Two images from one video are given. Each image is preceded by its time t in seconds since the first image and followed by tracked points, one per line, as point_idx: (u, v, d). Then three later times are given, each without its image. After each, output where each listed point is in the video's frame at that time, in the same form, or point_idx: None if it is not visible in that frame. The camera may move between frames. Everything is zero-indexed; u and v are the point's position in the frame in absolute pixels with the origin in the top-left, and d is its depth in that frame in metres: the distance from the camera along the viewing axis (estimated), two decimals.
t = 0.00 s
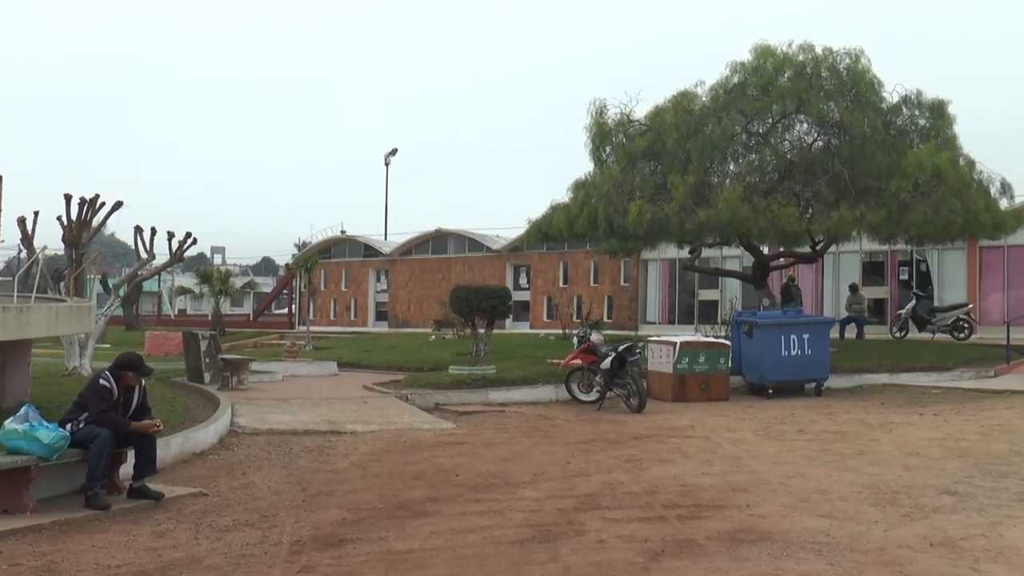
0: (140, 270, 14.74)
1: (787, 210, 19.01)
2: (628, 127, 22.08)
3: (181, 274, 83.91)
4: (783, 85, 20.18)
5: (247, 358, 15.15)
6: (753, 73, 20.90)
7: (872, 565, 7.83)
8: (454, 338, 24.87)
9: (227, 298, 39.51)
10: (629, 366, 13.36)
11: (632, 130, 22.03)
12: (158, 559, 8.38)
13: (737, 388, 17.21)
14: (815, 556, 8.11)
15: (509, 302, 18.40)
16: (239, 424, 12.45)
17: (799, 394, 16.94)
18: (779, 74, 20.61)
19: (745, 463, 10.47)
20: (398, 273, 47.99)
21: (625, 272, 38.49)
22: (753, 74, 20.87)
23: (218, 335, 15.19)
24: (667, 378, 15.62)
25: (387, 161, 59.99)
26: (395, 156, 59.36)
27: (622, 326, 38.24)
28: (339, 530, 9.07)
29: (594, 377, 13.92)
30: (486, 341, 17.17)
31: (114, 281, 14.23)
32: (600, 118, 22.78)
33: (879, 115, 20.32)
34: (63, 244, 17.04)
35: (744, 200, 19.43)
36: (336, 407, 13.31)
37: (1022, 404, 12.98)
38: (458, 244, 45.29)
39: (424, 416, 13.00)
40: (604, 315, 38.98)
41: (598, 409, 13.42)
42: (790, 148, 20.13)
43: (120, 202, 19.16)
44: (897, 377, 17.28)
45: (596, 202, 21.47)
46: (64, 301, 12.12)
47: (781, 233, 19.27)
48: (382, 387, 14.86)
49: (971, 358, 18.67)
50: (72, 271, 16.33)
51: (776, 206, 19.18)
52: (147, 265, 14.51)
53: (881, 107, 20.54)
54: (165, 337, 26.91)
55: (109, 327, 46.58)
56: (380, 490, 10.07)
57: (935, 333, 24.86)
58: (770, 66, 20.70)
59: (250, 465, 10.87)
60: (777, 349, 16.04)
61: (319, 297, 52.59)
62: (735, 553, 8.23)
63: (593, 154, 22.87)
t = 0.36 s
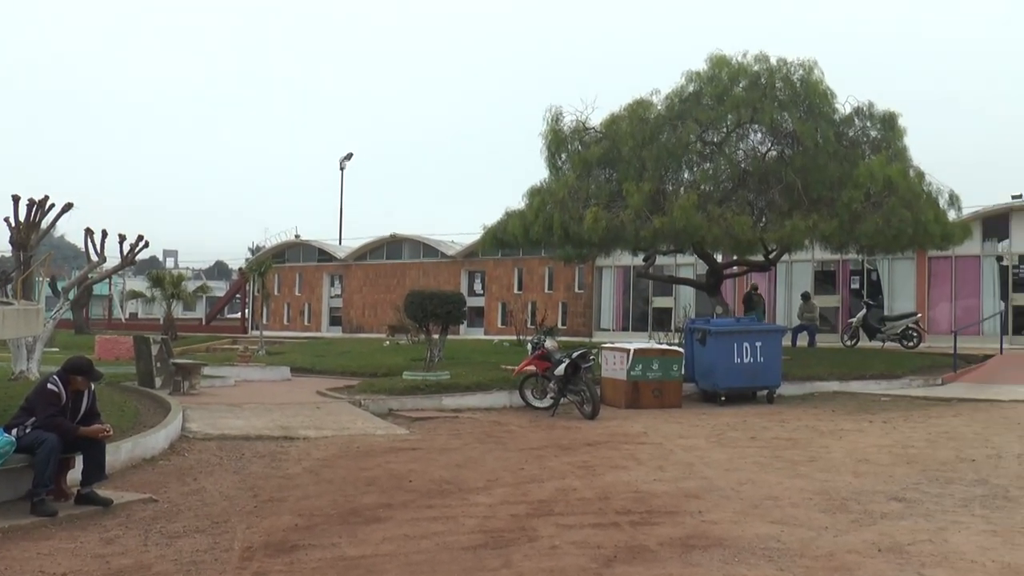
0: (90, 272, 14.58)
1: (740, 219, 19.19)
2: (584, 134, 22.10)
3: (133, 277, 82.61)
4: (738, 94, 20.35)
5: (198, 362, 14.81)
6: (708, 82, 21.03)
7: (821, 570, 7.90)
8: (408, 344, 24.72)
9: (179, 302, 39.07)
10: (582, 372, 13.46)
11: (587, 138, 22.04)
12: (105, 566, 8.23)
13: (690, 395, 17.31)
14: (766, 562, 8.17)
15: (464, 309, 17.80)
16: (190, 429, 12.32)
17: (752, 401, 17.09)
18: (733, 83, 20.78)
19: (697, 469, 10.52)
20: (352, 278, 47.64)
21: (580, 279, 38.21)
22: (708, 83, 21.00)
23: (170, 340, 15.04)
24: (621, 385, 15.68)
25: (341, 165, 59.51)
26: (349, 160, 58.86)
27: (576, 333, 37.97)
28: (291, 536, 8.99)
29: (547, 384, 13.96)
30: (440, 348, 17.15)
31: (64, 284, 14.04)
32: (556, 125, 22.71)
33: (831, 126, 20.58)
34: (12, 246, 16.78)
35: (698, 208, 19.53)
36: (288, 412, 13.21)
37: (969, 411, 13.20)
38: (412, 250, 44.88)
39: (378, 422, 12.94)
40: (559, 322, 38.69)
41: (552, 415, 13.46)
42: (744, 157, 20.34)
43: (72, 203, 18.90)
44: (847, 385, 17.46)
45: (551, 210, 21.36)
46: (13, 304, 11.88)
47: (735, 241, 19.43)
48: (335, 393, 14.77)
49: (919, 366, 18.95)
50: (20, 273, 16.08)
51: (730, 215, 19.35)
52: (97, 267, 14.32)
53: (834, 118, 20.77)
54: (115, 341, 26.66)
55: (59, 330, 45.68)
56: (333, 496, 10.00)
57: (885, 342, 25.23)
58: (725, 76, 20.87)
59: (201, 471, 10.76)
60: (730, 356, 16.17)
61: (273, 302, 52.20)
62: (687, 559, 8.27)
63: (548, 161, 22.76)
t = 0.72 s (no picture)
0: (41, 273, 14.36)
1: (696, 224, 19.32)
2: (541, 138, 22.08)
3: (86, 279, 81.05)
4: (695, 100, 20.38)
5: (152, 365, 14.76)
6: (665, 88, 21.07)
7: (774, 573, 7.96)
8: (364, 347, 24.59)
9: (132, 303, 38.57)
10: (538, 376, 13.57)
11: (544, 142, 22.03)
12: (54, 571, 8.07)
13: (645, 399, 17.36)
14: (719, 565, 8.23)
15: (420, 312, 17.83)
16: (143, 432, 12.18)
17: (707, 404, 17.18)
18: (690, 89, 20.81)
19: (651, 473, 10.55)
20: (308, 281, 46.44)
21: (536, 283, 38.03)
22: (666, 89, 21.06)
23: (122, 342, 14.85)
24: (577, 389, 15.72)
25: (298, 166, 58.79)
26: (305, 161, 58.11)
27: (533, 337, 37.62)
28: (245, 541, 8.90)
29: (503, 388, 13.98)
30: (396, 351, 17.11)
31: (14, 285, 13.82)
32: (513, 128, 22.63)
33: (786, 133, 20.83)
34: None
35: (654, 213, 19.59)
36: (243, 415, 13.10)
37: (920, 415, 13.37)
38: (369, 252, 44.14)
39: (333, 425, 12.86)
40: (515, 326, 38.49)
41: (508, 419, 13.50)
42: (700, 162, 20.50)
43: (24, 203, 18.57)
44: (800, 390, 17.60)
45: (508, 214, 21.22)
46: None
47: (690, 246, 19.58)
48: (290, 396, 14.69)
49: (870, 371, 19.17)
50: None
51: (686, 220, 19.46)
52: (49, 268, 14.12)
53: (789, 125, 21.09)
54: (65, 343, 26.29)
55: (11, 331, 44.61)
56: (287, 500, 9.93)
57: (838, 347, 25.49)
58: (682, 81, 20.91)
59: (153, 475, 10.64)
60: (686, 360, 16.24)
61: (228, 304, 50.14)
62: (641, 563, 8.30)
63: (505, 165, 22.64)
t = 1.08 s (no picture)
0: None
1: (654, 225, 19.33)
2: (499, 140, 21.94)
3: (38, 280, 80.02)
4: (653, 102, 20.36)
5: (107, 366, 14.65)
6: (624, 90, 20.98)
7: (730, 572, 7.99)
8: (322, 348, 24.54)
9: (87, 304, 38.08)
10: (496, 377, 13.55)
11: (503, 143, 21.88)
12: None
13: (603, 401, 17.44)
14: (675, 565, 8.26)
15: (378, 314, 17.73)
16: (97, 434, 12.05)
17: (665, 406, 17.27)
18: (648, 91, 20.76)
19: (609, 474, 10.57)
20: (265, 282, 45.00)
21: (495, 284, 37.57)
22: (624, 91, 20.95)
23: (76, 343, 14.67)
24: (535, 390, 15.73)
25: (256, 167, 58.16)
26: (265, 162, 57.43)
27: (491, 338, 37.15)
28: (200, 543, 8.79)
29: (461, 389, 13.96)
30: (353, 352, 17.09)
31: None
32: (471, 129, 22.51)
33: (743, 135, 20.85)
34: None
35: (613, 214, 19.57)
36: (199, 417, 12.98)
37: (875, 416, 13.53)
38: (326, 253, 43.20)
39: (290, 427, 12.78)
40: (473, 327, 37.97)
41: (465, 420, 13.50)
42: (659, 164, 20.49)
43: None
44: (757, 391, 17.73)
45: (466, 215, 21.10)
46: None
47: (648, 248, 19.60)
48: (248, 397, 14.62)
49: (826, 372, 19.35)
50: None
51: (644, 222, 19.46)
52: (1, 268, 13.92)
53: (746, 127, 21.09)
54: (17, 345, 25.99)
55: None
56: (243, 502, 9.85)
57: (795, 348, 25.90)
58: (640, 84, 20.82)
59: (107, 477, 10.51)
60: (643, 362, 16.29)
61: (184, 305, 48.38)
62: (598, 563, 8.32)
63: (463, 166, 22.48)
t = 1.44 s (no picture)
0: None
1: (615, 226, 19.38)
2: (461, 140, 21.91)
3: None
4: (615, 103, 20.41)
5: (63, 367, 14.59)
6: (585, 91, 21.00)
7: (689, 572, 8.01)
8: (282, 348, 24.46)
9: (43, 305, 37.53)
10: (457, 378, 13.54)
11: (465, 143, 21.85)
12: None
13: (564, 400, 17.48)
14: (635, 565, 8.27)
15: (338, 314, 17.66)
16: (52, 435, 11.91)
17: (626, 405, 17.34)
18: (610, 92, 20.79)
19: (569, 474, 10.59)
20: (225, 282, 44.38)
21: (456, 285, 37.38)
22: (585, 92, 20.98)
23: (32, 343, 14.51)
24: (496, 390, 15.73)
25: (216, 166, 57.59)
26: (226, 160, 57.03)
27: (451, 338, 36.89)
28: (158, 546, 8.67)
29: (422, 390, 13.94)
30: (314, 353, 17.03)
31: None
32: (433, 129, 22.45)
33: (703, 137, 20.99)
34: None
35: (574, 215, 19.59)
36: (157, 418, 12.86)
37: (833, 416, 13.66)
38: (287, 253, 42.61)
39: (249, 428, 12.70)
40: (434, 327, 37.85)
41: (426, 420, 13.51)
42: (620, 165, 20.51)
43: None
44: (717, 391, 17.83)
45: (427, 215, 21.05)
46: None
47: (609, 248, 19.66)
48: (207, 397, 14.54)
49: (785, 372, 19.50)
50: None
51: (605, 222, 19.50)
52: None
53: (706, 129, 21.21)
54: None
55: None
56: (202, 503, 9.76)
57: (754, 348, 26.33)
58: (602, 85, 20.86)
59: (63, 479, 10.38)
60: (604, 362, 16.32)
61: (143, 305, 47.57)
62: (558, 564, 8.32)
63: (425, 166, 22.42)
